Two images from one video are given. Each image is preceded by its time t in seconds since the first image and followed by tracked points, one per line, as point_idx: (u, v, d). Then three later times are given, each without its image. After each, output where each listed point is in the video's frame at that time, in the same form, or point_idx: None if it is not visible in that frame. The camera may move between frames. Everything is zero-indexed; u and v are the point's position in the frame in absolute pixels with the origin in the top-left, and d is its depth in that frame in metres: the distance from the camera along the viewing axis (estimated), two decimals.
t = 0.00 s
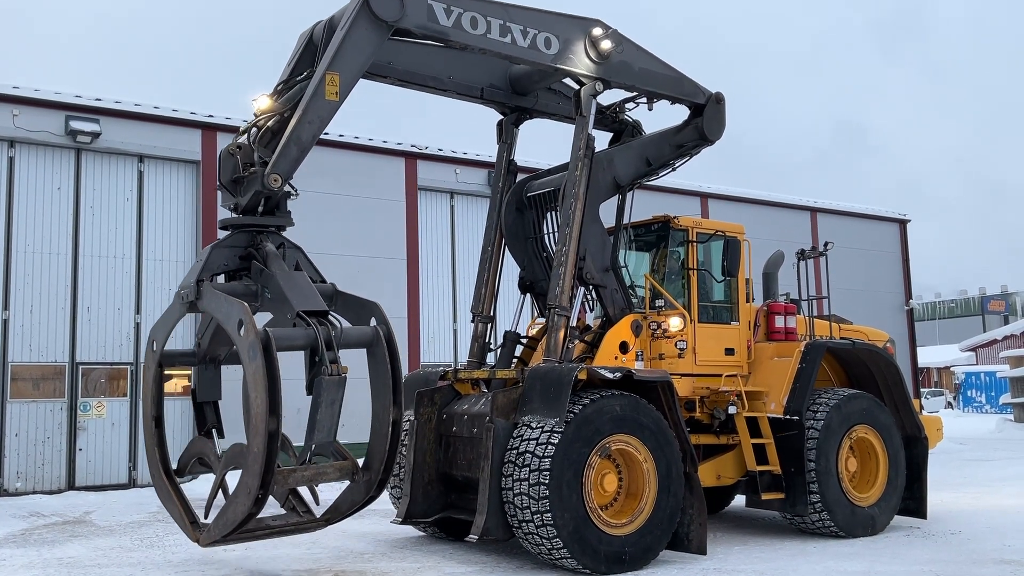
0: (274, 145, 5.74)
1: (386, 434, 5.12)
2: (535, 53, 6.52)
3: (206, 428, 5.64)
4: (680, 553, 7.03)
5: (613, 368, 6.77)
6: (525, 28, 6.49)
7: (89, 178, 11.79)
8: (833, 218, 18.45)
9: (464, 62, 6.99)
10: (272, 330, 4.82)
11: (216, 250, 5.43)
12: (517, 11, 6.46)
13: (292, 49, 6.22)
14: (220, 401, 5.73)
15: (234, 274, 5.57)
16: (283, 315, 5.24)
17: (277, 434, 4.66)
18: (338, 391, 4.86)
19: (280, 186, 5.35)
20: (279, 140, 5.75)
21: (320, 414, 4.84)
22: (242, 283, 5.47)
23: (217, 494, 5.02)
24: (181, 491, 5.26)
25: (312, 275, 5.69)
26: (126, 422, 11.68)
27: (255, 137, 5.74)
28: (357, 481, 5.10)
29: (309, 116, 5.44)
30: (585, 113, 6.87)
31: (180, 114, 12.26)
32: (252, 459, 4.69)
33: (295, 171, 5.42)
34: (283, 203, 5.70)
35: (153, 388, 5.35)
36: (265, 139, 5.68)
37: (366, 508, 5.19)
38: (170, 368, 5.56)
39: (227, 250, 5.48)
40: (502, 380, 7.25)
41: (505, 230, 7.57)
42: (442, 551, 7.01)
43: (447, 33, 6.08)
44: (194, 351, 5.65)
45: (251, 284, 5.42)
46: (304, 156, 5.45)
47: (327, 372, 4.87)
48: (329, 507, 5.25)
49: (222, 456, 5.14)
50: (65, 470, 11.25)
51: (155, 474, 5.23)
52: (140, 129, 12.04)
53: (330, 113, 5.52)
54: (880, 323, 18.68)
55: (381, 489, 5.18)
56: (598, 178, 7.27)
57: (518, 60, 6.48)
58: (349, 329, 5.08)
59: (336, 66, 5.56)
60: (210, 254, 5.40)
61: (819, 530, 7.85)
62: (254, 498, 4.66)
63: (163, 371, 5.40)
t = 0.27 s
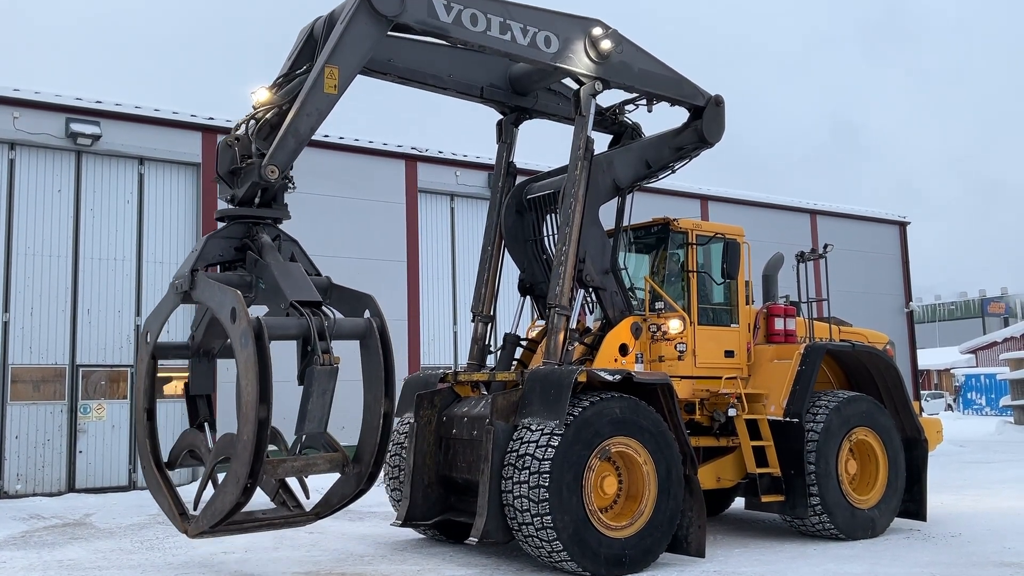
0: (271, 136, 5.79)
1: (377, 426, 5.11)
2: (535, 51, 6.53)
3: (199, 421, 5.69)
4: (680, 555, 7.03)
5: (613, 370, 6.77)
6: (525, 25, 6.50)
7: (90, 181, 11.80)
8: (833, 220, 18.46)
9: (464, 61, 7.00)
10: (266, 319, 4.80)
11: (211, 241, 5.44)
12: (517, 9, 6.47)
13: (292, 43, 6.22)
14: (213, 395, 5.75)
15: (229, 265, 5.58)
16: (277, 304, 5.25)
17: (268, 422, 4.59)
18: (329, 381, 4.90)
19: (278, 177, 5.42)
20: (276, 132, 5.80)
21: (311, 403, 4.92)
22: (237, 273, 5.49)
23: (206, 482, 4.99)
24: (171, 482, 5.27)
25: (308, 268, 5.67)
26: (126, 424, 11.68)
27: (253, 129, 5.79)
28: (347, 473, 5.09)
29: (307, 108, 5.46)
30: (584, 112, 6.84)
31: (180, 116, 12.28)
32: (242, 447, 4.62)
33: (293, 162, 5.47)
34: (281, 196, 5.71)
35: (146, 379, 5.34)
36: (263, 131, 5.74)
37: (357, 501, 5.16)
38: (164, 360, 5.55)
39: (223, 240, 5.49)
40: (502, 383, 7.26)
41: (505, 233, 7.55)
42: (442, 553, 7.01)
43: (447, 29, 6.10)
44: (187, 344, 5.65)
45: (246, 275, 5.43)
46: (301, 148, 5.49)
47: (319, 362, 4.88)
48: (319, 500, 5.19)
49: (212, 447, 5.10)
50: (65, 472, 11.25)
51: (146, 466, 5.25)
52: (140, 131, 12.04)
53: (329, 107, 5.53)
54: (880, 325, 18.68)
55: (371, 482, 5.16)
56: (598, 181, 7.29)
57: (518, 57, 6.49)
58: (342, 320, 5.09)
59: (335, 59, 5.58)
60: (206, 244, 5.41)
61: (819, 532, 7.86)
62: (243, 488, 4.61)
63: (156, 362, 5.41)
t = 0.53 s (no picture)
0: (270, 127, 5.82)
1: (371, 416, 5.14)
2: (536, 48, 6.53)
3: (194, 413, 5.73)
4: (680, 557, 7.03)
5: (614, 371, 6.77)
6: (527, 22, 6.51)
7: (90, 182, 11.80)
8: (834, 221, 18.46)
9: (466, 59, 7.01)
10: (261, 305, 4.82)
11: (208, 230, 5.45)
12: (519, 6, 6.47)
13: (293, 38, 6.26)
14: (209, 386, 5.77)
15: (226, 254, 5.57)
16: (272, 293, 5.26)
17: (260, 408, 4.61)
18: (323, 369, 4.83)
19: (276, 167, 5.41)
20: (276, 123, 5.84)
21: (304, 391, 4.79)
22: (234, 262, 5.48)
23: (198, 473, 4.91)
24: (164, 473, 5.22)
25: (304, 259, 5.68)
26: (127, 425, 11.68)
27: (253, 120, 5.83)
28: (339, 464, 5.08)
29: (307, 99, 5.49)
30: (585, 111, 6.83)
31: (181, 117, 12.29)
32: (234, 433, 4.64)
33: (292, 153, 5.49)
34: (279, 187, 5.68)
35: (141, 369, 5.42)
36: (262, 122, 5.77)
37: (349, 494, 5.15)
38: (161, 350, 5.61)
39: (220, 229, 5.51)
40: (503, 384, 7.27)
41: (505, 233, 7.55)
42: (443, 555, 7.01)
43: (449, 24, 6.09)
44: (183, 335, 5.66)
45: (242, 264, 5.43)
46: (301, 138, 5.51)
47: (314, 350, 4.85)
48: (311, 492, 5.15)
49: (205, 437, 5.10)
50: (66, 473, 11.25)
51: (139, 456, 5.26)
52: (142, 132, 12.05)
53: (328, 98, 5.56)
54: (881, 326, 18.68)
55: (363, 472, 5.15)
56: (598, 182, 7.30)
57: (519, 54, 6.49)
58: (337, 309, 5.12)
59: (336, 51, 5.61)
60: (203, 233, 5.42)
61: (820, 534, 7.86)
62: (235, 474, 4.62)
63: (152, 352, 5.45)
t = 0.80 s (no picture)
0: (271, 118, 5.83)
1: (367, 406, 5.05)
2: (538, 44, 6.52)
3: (191, 403, 5.69)
4: (682, 558, 7.02)
5: (616, 372, 6.77)
6: (529, 18, 6.49)
7: (92, 183, 11.81)
8: (835, 222, 18.45)
9: (468, 55, 7.00)
10: (258, 292, 4.77)
11: (206, 219, 5.43)
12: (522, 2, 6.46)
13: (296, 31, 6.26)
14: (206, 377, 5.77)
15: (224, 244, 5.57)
16: (270, 283, 5.24)
17: (256, 395, 4.55)
18: (319, 357, 4.83)
19: (276, 157, 5.42)
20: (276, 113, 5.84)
21: (300, 379, 4.80)
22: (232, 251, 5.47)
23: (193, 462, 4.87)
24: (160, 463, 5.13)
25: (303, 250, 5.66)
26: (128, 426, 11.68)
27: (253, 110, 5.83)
28: (334, 454, 5.04)
29: (307, 90, 5.48)
30: (587, 109, 6.86)
31: (182, 118, 12.29)
32: (229, 421, 4.59)
33: (291, 143, 5.50)
34: (279, 176, 5.69)
35: (139, 358, 5.36)
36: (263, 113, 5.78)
37: (344, 484, 5.09)
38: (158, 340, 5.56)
39: (218, 219, 5.50)
40: (505, 385, 7.28)
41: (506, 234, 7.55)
42: (444, 556, 7.00)
43: (452, 19, 6.09)
44: (181, 325, 5.65)
45: (241, 253, 5.43)
46: (301, 129, 5.52)
47: (310, 338, 4.84)
48: (306, 482, 5.11)
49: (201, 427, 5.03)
50: (68, 474, 11.25)
51: (136, 446, 5.17)
52: (143, 133, 12.06)
53: (329, 89, 5.55)
54: (882, 327, 18.66)
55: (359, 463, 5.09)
56: (599, 183, 7.31)
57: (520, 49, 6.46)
58: (334, 299, 5.09)
59: (337, 43, 5.58)
60: (201, 222, 5.40)
61: (822, 535, 7.86)
62: (229, 462, 4.55)
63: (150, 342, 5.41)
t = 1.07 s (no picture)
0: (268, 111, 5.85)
1: (364, 397, 5.04)
2: (538, 41, 6.52)
3: (189, 397, 5.68)
4: (685, 559, 7.02)
5: (619, 374, 6.77)
6: (530, 15, 6.49)
7: (95, 185, 11.83)
8: (838, 224, 18.44)
9: (469, 53, 7.02)
10: (255, 283, 4.82)
11: (204, 212, 5.43)
12: None
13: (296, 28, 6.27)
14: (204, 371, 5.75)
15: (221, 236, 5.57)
16: (267, 275, 5.23)
17: (252, 385, 4.58)
18: (316, 349, 4.83)
19: (273, 149, 5.38)
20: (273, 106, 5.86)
21: (297, 371, 4.82)
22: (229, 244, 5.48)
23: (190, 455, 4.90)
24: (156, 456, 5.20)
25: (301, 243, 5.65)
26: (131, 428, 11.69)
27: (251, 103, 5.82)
28: (330, 446, 4.99)
29: (305, 83, 5.47)
30: (587, 107, 6.86)
31: (185, 120, 12.31)
32: (224, 412, 4.60)
33: (288, 137, 5.45)
34: (277, 171, 5.66)
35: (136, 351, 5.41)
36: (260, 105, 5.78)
37: (341, 477, 5.05)
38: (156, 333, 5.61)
39: (216, 211, 5.49)
40: (507, 386, 7.29)
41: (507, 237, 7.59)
42: (447, 557, 7.00)
43: (452, 14, 6.09)
44: (180, 319, 5.68)
45: (238, 245, 5.43)
46: (298, 122, 5.48)
47: (307, 330, 4.83)
48: (303, 475, 5.08)
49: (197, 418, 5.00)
50: (70, 475, 11.26)
51: (134, 439, 5.21)
52: (146, 135, 12.08)
53: (328, 82, 5.53)
54: (885, 329, 18.64)
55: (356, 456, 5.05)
56: (600, 184, 7.31)
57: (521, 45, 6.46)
58: (331, 290, 5.08)
59: (336, 36, 5.59)
60: (199, 214, 5.40)
61: (825, 536, 7.85)
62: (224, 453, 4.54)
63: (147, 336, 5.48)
